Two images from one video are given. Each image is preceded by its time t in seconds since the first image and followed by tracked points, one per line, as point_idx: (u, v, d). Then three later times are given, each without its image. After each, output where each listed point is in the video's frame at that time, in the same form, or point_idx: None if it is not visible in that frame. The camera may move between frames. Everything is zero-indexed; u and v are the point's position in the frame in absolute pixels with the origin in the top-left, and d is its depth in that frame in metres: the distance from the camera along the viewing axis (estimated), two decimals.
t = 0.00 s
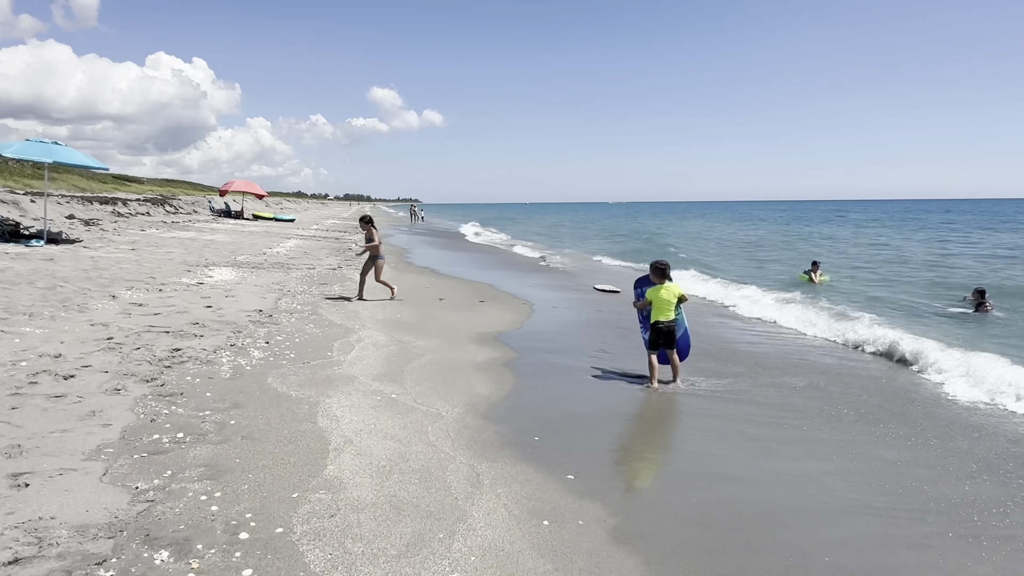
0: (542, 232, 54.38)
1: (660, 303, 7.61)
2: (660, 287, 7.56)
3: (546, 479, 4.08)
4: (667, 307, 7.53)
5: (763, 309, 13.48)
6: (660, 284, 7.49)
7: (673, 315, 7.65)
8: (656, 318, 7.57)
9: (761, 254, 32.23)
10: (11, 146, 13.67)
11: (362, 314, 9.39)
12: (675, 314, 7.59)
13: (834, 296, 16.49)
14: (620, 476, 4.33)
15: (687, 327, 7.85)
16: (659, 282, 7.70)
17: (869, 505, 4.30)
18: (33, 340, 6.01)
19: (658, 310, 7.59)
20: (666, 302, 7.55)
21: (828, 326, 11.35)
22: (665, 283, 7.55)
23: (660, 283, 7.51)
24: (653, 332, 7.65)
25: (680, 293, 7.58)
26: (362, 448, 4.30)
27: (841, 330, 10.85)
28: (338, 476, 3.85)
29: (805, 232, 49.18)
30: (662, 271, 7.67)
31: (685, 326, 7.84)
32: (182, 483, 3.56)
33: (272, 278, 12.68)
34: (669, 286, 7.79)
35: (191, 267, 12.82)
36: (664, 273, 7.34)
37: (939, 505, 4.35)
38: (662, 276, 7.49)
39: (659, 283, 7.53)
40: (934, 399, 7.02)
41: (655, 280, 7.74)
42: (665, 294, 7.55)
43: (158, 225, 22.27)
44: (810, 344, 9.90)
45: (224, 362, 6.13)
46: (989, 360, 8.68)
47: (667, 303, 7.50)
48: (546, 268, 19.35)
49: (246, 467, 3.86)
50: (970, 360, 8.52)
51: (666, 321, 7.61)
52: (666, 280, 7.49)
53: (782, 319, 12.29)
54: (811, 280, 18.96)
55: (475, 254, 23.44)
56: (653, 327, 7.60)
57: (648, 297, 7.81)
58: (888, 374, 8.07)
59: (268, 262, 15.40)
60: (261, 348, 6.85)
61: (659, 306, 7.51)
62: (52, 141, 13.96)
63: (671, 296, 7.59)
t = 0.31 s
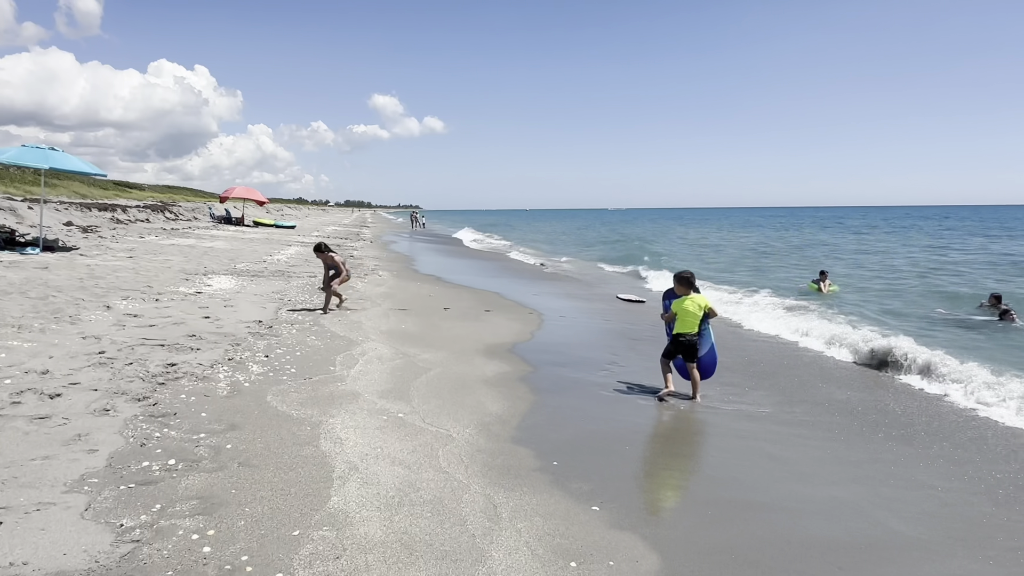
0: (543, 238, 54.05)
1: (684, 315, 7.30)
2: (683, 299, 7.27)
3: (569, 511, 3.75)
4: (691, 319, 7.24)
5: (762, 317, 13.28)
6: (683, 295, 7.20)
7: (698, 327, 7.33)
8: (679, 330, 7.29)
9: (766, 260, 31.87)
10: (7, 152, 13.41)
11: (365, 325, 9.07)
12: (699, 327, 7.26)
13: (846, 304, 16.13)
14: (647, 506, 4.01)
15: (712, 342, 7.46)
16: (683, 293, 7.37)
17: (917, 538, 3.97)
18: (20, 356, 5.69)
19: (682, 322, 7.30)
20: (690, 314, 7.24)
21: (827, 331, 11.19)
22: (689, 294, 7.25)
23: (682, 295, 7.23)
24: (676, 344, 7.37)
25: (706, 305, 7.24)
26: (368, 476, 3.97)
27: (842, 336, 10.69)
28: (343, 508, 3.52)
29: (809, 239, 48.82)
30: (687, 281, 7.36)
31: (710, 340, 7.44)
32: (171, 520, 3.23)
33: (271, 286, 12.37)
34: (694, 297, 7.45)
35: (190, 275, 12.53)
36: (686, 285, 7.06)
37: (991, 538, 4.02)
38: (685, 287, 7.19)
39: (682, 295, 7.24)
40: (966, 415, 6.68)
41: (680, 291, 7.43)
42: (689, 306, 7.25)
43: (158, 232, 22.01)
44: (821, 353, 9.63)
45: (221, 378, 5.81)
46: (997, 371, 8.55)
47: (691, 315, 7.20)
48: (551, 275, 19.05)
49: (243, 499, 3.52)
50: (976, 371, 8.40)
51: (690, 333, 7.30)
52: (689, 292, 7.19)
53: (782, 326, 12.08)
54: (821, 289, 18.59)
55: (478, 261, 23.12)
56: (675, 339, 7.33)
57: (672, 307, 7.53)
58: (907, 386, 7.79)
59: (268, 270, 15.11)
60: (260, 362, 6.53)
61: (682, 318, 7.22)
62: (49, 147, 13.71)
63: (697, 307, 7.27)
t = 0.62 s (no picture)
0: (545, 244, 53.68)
1: (691, 323, 6.94)
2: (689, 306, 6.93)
3: (591, 546, 3.39)
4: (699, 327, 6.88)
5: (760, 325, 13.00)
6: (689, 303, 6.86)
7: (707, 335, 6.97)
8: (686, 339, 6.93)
9: (772, 266, 31.44)
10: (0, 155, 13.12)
11: (366, 334, 8.72)
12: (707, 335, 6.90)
13: (858, 311, 15.74)
14: (675, 539, 3.64)
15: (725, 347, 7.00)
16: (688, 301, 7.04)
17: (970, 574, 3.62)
18: None
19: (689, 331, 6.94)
20: (698, 322, 6.89)
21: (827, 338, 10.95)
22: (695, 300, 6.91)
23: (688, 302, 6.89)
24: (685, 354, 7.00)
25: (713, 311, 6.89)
26: (370, 506, 3.60)
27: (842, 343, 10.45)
28: (342, 545, 3.16)
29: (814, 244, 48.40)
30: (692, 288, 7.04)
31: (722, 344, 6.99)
32: (148, 562, 2.87)
33: (269, 293, 12.02)
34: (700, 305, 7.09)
35: (186, 281, 12.19)
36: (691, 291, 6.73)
37: None
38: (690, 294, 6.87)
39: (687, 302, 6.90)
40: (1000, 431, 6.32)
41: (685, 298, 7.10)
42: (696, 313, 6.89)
43: (156, 237, 21.71)
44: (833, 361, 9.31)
45: (212, 393, 5.45)
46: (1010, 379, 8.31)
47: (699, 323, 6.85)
48: (555, 281, 18.69)
49: (230, 535, 3.16)
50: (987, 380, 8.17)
51: (699, 343, 6.93)
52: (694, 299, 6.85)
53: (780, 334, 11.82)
54: (831, 296, 18.16)
55: (480, 267, 22.74)
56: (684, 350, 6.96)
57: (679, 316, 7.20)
58: (922, 395, 7.52)
59: (267, 275, 14.76)
60: (255, 374, 6.16)
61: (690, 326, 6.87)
62: (43, 150, 13.41)
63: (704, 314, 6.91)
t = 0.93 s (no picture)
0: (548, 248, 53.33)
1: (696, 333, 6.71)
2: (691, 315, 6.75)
3: None
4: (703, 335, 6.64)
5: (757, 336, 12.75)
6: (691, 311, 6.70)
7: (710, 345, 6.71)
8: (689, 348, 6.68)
9: (779, 271, 30.99)
10: None
11: (368, 345, 8.38)
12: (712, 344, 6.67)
13: (872, 320, 15.35)
14: None
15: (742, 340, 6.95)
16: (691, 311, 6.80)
17: None
18: None
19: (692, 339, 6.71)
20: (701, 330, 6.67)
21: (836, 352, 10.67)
22: (697, 310, 6.74)
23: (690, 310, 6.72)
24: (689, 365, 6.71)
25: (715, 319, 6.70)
26: (371, 547, 3.23)
27: (845, 357, 10.23)
28: None
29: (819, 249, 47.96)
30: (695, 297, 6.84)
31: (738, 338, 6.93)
32: None
33: (268, 301, 11.67)
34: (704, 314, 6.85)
35: (183, 289, 11.85)
36: (693, 297, 6.60)
37: None
38: (693, 302, 6.71)
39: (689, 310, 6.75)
40: None
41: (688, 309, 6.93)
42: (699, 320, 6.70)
43: (155, 242, 21.43)
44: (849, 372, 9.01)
45: (203, 412, 5.08)
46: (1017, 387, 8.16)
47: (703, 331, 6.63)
48: (560, 288, 18.32)
49: None
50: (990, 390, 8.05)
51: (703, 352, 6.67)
52: (696, 307, 6.71)
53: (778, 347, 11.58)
54: (844, 303, 17.72)
55: (483, 273, 22.36)
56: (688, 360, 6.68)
57: (682, 328, 6.99)
58: (938, 403, 7.23)
59: (266, 282, 14.41)
60: (250, 391, 5.79)
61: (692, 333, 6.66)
62: (37, 154, 13.12)
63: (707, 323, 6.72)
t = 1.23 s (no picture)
0: (552, 251, 52.88)
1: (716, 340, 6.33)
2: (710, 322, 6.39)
3: None
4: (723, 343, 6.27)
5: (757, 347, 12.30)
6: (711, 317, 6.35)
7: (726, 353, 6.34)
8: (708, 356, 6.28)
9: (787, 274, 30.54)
10: None
11: (371, 353, 7.98)
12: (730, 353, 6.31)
13: (888, 325, 14.91)
14: None
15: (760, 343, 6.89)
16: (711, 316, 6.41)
17: None
18: None
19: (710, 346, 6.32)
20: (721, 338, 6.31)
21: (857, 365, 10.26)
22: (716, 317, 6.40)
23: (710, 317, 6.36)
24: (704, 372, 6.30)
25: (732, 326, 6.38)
26: None
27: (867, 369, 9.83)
28: None
29: (825, 251, 47.41)
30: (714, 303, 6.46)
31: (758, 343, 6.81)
32: None
33: (268, 306, 11.28)
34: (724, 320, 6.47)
35: (180, 293, 11.47)
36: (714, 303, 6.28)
37: None
38: (713, 309, 6.36)
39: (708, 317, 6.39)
40: None
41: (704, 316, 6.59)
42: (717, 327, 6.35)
43: (154, 245, 21.08)
44: (873, 385, 8.62)
45: (192, 430, 4.67)
46: None
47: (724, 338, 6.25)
48: (567, 292, 17.92)
49: None
50: (1011, 398, 7.80)
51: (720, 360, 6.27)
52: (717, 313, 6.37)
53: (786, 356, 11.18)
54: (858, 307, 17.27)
55: (487, 276, 21.99)
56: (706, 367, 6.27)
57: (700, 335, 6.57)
58: (975, 417, 6.84)
59: (266, 286, 14.03)
60: (245, 405, 5.39)
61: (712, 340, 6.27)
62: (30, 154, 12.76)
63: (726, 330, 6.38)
